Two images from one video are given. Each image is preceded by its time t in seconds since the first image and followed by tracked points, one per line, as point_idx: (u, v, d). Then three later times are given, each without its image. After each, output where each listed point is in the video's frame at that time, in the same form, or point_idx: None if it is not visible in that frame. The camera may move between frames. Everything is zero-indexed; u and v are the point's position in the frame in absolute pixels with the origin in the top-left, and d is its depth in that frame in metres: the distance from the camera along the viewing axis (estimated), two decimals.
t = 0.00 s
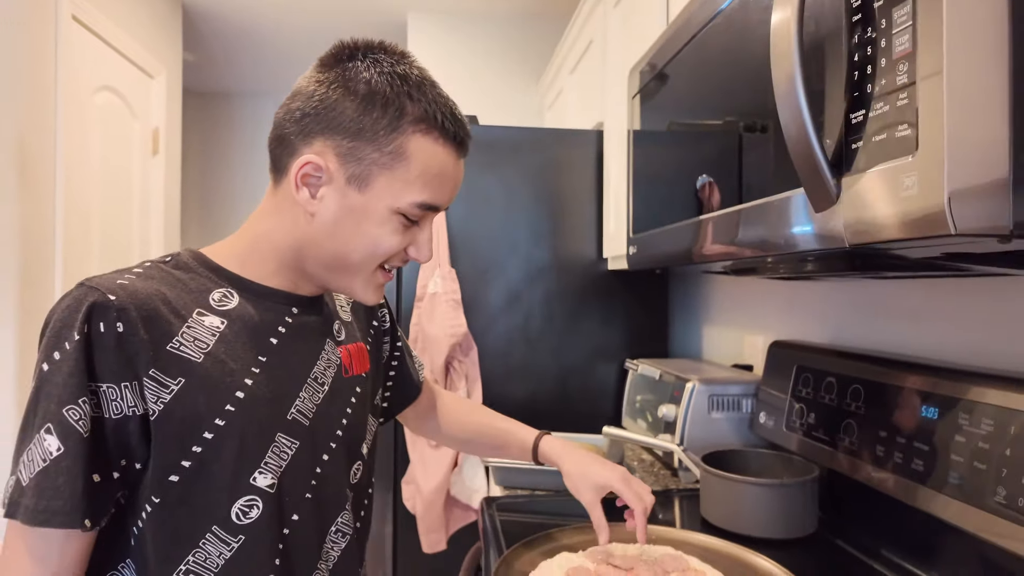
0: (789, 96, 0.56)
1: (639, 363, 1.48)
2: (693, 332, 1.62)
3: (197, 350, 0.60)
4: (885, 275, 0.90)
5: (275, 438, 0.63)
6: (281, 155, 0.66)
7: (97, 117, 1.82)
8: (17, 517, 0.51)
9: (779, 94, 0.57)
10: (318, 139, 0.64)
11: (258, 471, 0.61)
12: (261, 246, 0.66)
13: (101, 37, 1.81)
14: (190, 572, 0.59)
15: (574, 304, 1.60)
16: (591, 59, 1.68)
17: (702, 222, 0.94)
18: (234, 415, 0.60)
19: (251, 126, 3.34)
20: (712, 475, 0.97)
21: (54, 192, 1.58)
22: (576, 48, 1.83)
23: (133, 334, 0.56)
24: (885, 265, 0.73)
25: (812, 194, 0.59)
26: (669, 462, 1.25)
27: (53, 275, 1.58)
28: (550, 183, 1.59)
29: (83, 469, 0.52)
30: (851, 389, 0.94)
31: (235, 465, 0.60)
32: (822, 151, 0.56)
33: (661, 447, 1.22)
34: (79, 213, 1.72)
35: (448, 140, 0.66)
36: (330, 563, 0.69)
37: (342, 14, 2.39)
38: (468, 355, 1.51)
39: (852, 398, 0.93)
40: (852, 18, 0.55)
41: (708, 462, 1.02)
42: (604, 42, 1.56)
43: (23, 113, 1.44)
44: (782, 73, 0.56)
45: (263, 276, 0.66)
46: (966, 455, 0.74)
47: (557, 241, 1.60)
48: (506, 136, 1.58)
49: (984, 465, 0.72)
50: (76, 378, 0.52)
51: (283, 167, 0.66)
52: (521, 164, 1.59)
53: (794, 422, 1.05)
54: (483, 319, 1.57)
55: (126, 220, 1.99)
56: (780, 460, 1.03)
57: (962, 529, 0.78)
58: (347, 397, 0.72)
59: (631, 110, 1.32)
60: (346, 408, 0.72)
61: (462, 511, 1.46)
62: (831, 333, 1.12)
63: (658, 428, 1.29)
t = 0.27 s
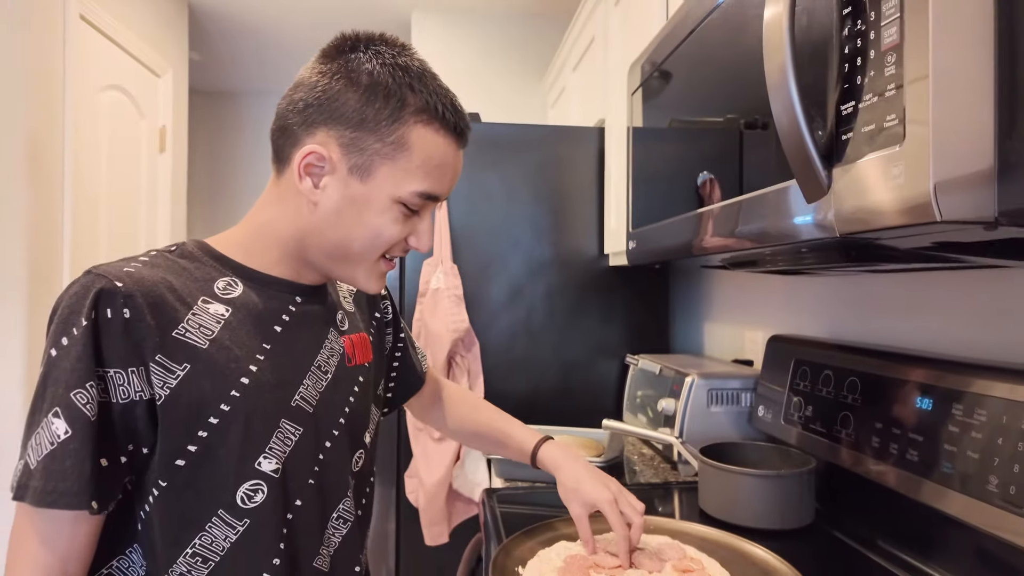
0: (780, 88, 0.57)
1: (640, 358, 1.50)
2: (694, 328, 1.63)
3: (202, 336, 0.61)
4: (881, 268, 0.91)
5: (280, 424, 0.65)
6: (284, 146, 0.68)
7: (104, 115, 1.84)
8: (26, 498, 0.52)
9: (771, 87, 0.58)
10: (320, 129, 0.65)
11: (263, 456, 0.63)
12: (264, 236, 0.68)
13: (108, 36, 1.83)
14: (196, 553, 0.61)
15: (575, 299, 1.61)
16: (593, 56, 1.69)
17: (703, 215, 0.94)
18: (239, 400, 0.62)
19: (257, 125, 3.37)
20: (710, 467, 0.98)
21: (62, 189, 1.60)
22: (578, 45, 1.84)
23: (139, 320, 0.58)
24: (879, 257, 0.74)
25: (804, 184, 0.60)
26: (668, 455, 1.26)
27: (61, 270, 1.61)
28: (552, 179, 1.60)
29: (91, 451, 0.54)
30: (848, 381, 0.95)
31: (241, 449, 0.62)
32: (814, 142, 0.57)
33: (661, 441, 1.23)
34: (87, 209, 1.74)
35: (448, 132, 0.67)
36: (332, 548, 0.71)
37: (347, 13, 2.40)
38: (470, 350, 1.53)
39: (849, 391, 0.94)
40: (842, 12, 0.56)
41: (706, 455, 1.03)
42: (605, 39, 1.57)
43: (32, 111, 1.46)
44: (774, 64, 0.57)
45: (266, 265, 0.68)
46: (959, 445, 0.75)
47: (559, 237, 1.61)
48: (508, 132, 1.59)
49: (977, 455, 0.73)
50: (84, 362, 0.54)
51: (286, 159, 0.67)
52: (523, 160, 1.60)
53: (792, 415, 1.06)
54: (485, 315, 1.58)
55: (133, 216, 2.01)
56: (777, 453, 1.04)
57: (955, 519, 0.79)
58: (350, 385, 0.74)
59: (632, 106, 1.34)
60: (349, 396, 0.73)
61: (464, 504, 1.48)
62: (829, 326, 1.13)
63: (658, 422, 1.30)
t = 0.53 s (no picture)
0: (775, 74, 0.57)
1: (641, 351, 1.50)
2: (695, 321, 1.63)
3: (199, 318, 0.62)
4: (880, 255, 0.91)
5: (278, 405, 0.65)
6: (280, 129, 0.68)
7: (108, 110, 1.85)
8: (27, 478, 0.53)
9: (766, 72, 0.58)
10: (315, 110, 0.65)
11: (261, 437, 0.63)
12: (262, 219, 0.68)
13: (112, 32, 1.84)
14: (196, 533, 0.61)
15: (576, 292, 1.62)
16: (594, 48, 1.69)
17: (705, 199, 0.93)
18: (237, 381, 0.62)
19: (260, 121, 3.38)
20: (709, 456, 0.98)
21: (67, 183, 1.61)
22: (579, 38, 1.84)
23: (136, 302, 0.58)
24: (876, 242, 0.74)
25: (798, 164, 0.60)
26: (668, 446, 1.26)
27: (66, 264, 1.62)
28: (553, 171, 1.61)
29: (91, 431, 0.54)
30: (847, 369, 0.95)
31: (239, 430, 0.62)
32: (808, 124, 0.57)
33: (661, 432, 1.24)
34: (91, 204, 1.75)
35: (443, 113, 0.68)
36: (332, 530, 0.71)
37: (348, 8, 2.41)
38: (472, 343, 1.53)
39: (848, 379, 0.94)
40: None
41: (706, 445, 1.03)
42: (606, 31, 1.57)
43: (36, 105, 1.47)
44: (766, 44, 0.57)
45: (262, 248, 0.68)
46: (958, 431, 0.75)
47: (560, 229, 1.61)
48: (509, 124, 1.59)
49: (975, 440, 0.73)
50: (82, 343, 0.54)
51: (282, 143, 0.68)
52: (524, 152, 1.60)
53: (792, 404, 1.06)
54: (486, 307, 1.59)
55: (137, 209, 2.02)
56: (777, 443, 1.04)
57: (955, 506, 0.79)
58: (349, 368, 0.74)
59: (632, 96, 1.34)
60: (348, 378, 0.74)
61: (466, 496, 1.48)
62: (829, 315, 1.13)
63: (659, 413, 1.30)
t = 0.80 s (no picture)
0: (764, 70, 0.57)
1: (641, 347, 1.50)
2: (695, 318, 1.64)
3: (197, 311, 0.63)
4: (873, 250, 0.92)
5: (275, 397, 0.66)
6: (278, 125, 0.69)
7: (113, 110, 1.87)
8: (31, 465, 0.54)
9: (755, 71, 0.58)
10: (310, 106, 0.67)
11: (258, 428, 0.65)
12: (262, 214, 0.69)
13: (116, 32, 1.86)
14: (195, 521, 0.63)
15: (576, 289, 1.62)
16: (594, 47, 1.70)
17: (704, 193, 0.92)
18: (234, 372, 0.64)
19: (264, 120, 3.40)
20: (705, 450, 0.99)
21: (72, 183, 1.63)
22: (580, 37, 1.85)
23: (135, 296, 0.60)
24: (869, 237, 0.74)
25: (788, 159, 0.61)
26: (667, 441, 1.27)
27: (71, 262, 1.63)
28: (552, 168, 1.61)
29: (91, 421, 0.56)
30: (843, 364, 0.95)
31: (236, 420, 0.63)
32: (798, 120, 0.58)
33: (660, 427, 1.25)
34: (96, 202, 1.77)
35: (436, 109, 0.69)
36: (331, 520, 0.72)
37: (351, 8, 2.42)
38: (473, 339, 1.55)
39: (844, 374, 0.95)
40: None
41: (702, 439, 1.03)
42: (606, 29, 1.58)
43: (42, 105, 1.49)
44: (756, 41, 0.58)
45: (262, 243, 0.69)
46: (948, 424, 0.76)
47: (559, 227, 1.62)
48: (508, 122, 1.60)
49: (966, 433, 0.73)
50: (82, 335, 0.56)
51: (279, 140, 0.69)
52: (523, 150, 1.61)
53: (789, 399, 1.07)
54: (486, 304, 1.60)
55: (141, 208, 2.04)
56: (773, 438, 1.05)
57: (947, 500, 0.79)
58: (347, 362, 0.75)
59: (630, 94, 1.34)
60: (346, 372, 0.75)
61: (467, 492, 1.50)
62: (827, 312, 1.14)
63: (659, 410, 1.30)
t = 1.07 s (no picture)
0: (762, 63, 0.57)
1: (643, 344, 1.50)
2: (697, 316, 1.64)
3: (202, 302, 0.63)
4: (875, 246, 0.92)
5: (277, 388, 0.67)
6: (283, 121, 0.70)
7: (117, 109, 1.88)
8: (37, 448, 0.55)
9: (753, 67, 0.59)
10: (317, 103, 0.67)
11: (259, 419, 0.65)
12: (266, 209, 0.70)
13: (121, 30, 1.87)
14: (196, 510, 0.63)
15: (578, 287, 1.63)
16: (597, 45, 1.70)
17: (705, 188, 0.93)
18: (236, 363, 0.64)
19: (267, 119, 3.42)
20: (705, 445, 0.99)
21: (75, 180, 1.64)
22: (583, 36, 1.85)
23: (141, 285, 0.60)
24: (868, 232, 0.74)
25: (785, 153, 0.61)
26: (668, 437, 1.27)
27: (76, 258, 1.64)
28: (556, 167, 1.62)
29: (96, 407, 0.56)
30: (843, 360, 0.96)
31: (236, 411, 0.64)
32: (795, 115, 0.58)
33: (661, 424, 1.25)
34: (100, 201, 1.78)
35: (441, 107, 0.69)
36: (330, 513, 0.73)
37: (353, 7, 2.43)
38: (474, 337, 1.55)
39: (844, 369, 0.95)
40: None
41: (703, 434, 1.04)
42: (609, 27, 1.58)
43: (47, 103, 1.50)
44: (755, 36, 0.58)
45: (268, 238, 0.70)
46: (948, 418, 0.76)
47: (562, 224, 1.62)
48: (513, 119, 1.61)
49: (964, 427, 0.73)
50: (89, 322, 0.56)
51: (284, 135, 0.70)
52: (527, 147, 1.61)
53: (790, 396, 1.07)
54: (489, 301, 1.60)
55: (145, 206, 2.05)
56: (774, 433, 1.05)
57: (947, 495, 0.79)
58: (349, 357, 0.76)
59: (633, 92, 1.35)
60: (348, 366, 0.75)
61: (468, 488, 1.50)
62: (829, 308, 1.14)
63: (659, 406, 1.31)
